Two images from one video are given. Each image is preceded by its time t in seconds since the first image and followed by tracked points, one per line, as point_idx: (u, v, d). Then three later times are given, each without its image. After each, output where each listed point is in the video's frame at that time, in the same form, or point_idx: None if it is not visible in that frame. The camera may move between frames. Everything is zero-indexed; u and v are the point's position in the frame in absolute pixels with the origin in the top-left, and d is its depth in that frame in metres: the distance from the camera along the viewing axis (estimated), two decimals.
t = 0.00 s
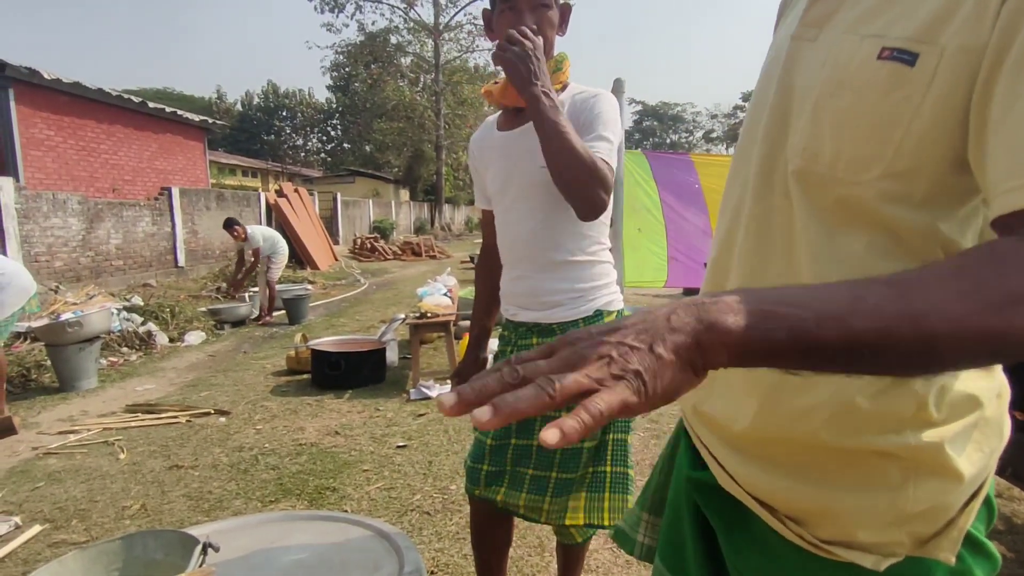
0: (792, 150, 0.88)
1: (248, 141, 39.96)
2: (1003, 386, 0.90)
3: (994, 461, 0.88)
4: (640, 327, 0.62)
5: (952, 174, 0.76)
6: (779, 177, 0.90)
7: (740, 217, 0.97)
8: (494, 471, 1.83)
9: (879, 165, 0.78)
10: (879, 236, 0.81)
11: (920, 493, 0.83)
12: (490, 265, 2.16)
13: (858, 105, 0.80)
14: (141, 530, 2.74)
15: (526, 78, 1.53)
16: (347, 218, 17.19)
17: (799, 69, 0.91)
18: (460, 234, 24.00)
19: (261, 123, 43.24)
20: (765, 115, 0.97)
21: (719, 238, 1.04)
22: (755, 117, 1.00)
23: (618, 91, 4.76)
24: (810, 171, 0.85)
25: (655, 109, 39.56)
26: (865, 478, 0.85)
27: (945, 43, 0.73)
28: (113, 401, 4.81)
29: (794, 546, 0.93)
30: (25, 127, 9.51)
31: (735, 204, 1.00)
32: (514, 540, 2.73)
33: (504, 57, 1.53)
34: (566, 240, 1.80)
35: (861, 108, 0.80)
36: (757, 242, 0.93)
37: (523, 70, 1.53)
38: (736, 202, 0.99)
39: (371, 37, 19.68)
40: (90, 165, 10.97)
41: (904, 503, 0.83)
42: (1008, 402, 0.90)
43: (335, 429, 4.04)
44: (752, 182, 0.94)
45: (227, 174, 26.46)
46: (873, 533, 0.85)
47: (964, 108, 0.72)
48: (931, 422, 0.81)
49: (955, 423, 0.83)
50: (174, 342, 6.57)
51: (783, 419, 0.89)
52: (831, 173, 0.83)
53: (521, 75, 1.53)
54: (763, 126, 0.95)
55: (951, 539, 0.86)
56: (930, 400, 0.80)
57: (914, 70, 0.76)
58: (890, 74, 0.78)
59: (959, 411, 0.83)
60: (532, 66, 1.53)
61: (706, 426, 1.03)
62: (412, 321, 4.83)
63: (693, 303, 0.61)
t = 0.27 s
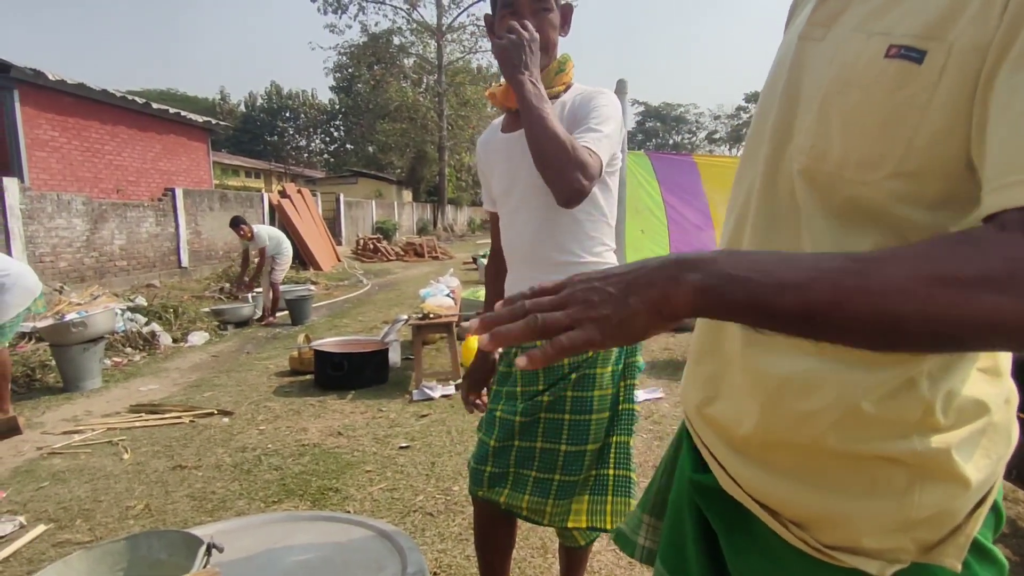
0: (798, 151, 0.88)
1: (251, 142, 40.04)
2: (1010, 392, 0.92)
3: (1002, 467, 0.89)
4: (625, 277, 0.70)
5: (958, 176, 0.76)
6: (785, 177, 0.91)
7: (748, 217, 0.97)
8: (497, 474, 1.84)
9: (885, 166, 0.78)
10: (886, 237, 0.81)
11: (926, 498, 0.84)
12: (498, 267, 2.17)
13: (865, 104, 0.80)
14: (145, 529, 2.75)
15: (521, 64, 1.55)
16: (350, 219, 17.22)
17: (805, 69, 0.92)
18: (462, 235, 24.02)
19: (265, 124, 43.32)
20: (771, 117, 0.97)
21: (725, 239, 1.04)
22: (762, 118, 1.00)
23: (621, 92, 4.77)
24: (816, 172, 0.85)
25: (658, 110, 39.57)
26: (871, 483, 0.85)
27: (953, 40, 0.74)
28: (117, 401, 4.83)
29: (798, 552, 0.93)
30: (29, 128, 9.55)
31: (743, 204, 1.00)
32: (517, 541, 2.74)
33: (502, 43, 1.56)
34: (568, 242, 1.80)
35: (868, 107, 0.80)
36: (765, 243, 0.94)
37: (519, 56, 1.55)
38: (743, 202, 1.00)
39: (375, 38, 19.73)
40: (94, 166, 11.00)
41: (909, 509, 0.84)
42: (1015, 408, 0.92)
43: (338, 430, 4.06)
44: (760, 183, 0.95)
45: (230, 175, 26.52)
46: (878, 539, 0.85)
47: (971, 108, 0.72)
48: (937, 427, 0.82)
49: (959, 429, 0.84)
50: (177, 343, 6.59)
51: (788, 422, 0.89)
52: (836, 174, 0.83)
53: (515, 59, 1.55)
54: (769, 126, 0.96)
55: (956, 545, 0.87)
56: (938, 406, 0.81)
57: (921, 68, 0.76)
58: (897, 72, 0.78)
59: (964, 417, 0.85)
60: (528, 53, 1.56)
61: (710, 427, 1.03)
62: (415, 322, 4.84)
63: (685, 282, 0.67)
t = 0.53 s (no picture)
0: (804, 152, 0.88)
1: (257, 143, 40.16)
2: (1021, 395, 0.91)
3: (1011, 470, 0.88)
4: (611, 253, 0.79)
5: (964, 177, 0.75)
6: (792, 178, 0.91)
7: (757, 218, 0.97)
8: (502, 474, 1.84)
9: (889, 167, 0.78)
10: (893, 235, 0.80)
11: (935, 502, 0.83)
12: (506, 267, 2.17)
13: (865, 106, 0.80)
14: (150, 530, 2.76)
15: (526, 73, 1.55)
16: (355, 220, 17.25)
17: (809, 71, 0.92)
18: (467, 236, 24.06)
19: (270, 125, 43.45)
20: (777, 119, 0.97)
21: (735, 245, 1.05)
22: (768, 120, 1.00)
23: (626, 93, 4.77)
24: (822, 173, 0.85)
25: (663, 111, 39.55)
26: (879, 486, 0.85)
27: (952, 44, 0.73)
28: (123, 401, 4.84)
29: (806, 554, 0.92)
30: (36, 129, 9.61)
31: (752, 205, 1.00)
32: (522, 542, 2.74)
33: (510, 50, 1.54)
34: (573, 244, 1.80)
35: (868, 110, 0.79)
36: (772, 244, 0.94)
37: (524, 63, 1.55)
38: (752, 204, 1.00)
39: (380, 39, 19.79)
40: (100, 166, 11.06)
41: (918, 513, 0.83)
42: None
43: (343, 430, 4.06)
44: (768, 184, 0.95)
45: (235, 176, 26.60)
46: (888, 542, 0.85)
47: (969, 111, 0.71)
48: (945, 430, 0.82)
49: (968, 432, 0.84)
50: (183, 343, 6.61)
51: (794, 423, 0.89)
52: (841, 174, 0.83)
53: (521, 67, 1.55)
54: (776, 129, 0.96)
55: (966, 549, 0.86)
56: (944, 408, 0.81)
57: (921, 70, 0.75)
58: (897, 75, 0.77)
59: (972, 420, 0.84)
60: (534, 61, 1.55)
61: (718, 428, 1.03)
62: (420, 322, 4.85)
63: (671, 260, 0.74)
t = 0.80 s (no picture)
0: (806, 153, 0.88)
1: (264, 143, 40.30)
2: None
3: (1010, 475, 0.87)
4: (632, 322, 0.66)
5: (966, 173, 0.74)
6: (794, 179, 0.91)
7: (761, 219, 0.97)
8: (508, 475, 1.84)
9: (890, 165, 0.77)
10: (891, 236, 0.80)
11: (929, 506, 0.82)
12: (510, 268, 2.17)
13: (864, 105, 0.80)
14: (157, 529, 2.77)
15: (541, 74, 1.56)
16: (361, 220, 17.28)
17: (811, 73, 0.92)
18: (473, 237, 24.08)
19: (277, 126, 43.58)
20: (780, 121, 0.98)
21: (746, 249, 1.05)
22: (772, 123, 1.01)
23: (633, 93, 4.77)
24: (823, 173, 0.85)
25: (669, 113, 39.50)
26: (873, 487, 0.85)
27: (943, 40, 0.74)
28: (131, 401, 4.87)
29: (803, 553, 0.93)
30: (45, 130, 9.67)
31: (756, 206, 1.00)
32: (527, 543, 2.74)
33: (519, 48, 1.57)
34: (579, 245, 1.80)
35: (867, 108, 0.80)
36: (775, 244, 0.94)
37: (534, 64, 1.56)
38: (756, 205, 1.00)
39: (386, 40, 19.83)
40: (108, 167, 11.13)
41: (912, 516, 0.83)
42: None
43: (349, 431, 4.07)
44: (770, 185, 0.95)
45: (242, 176, 26.68)
46: (882, 543, 0.85)
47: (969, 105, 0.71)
48: (941, 435, 0.81)
49: (964, 437, 0.82)
50: (190, 343, 6.64)
51: (794, 423, 0.89)
52: (841, 174, 0.83)
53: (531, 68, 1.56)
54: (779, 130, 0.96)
55: (959, 553, 0.85)
56: (939, 412, 0.80)
57: (915, 67, 0.76)
58: (893, 72, 0.78)
59: (969, 425, 0.83)
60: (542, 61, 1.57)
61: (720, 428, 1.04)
62: (426, 323, 4.86)
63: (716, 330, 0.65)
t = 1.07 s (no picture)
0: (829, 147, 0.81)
1: (272, 144, 40.45)
2: None
3: None
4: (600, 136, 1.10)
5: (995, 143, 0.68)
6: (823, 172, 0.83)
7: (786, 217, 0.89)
8: (517, 475, 1.84)
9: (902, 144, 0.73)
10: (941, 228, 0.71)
11: (1010, 517, 0.74)
12: (517, 268, 2.17)
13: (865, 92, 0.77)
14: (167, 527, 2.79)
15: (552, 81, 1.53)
16: (369, 221, 17.32)
17: (825, 67, 0.87)
18: (480, 237, 24.11)
19: (285, 126, 43.73)
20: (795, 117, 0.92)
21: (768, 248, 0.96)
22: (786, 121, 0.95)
23: (641, 94, 4.76)
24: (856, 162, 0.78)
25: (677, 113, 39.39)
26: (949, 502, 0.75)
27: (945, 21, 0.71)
28: (141, 399, 4.90)
29: None
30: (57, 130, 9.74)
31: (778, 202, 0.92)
32: (535, 543, 2.74)
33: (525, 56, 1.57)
34: (587, 246, 1.80)
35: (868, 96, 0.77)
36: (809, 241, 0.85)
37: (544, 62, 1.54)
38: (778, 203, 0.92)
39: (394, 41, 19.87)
40: (118, 167, 11.20)
41: (993, 530, 0.74)
42: None
43: (357, 430, 4.09)
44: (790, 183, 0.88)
45: (251, 176, 26.78)
46: (962, 566, 0.75)
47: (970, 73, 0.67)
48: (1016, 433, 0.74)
49: None
50: (199, 342, 6.67)
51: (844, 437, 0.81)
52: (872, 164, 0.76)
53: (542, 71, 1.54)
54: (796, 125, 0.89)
55: None
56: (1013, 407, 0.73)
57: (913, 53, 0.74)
58: (892, 59, 0.75)
59: None
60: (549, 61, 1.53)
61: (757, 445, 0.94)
62: (434, 323, 4.86)
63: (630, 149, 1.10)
